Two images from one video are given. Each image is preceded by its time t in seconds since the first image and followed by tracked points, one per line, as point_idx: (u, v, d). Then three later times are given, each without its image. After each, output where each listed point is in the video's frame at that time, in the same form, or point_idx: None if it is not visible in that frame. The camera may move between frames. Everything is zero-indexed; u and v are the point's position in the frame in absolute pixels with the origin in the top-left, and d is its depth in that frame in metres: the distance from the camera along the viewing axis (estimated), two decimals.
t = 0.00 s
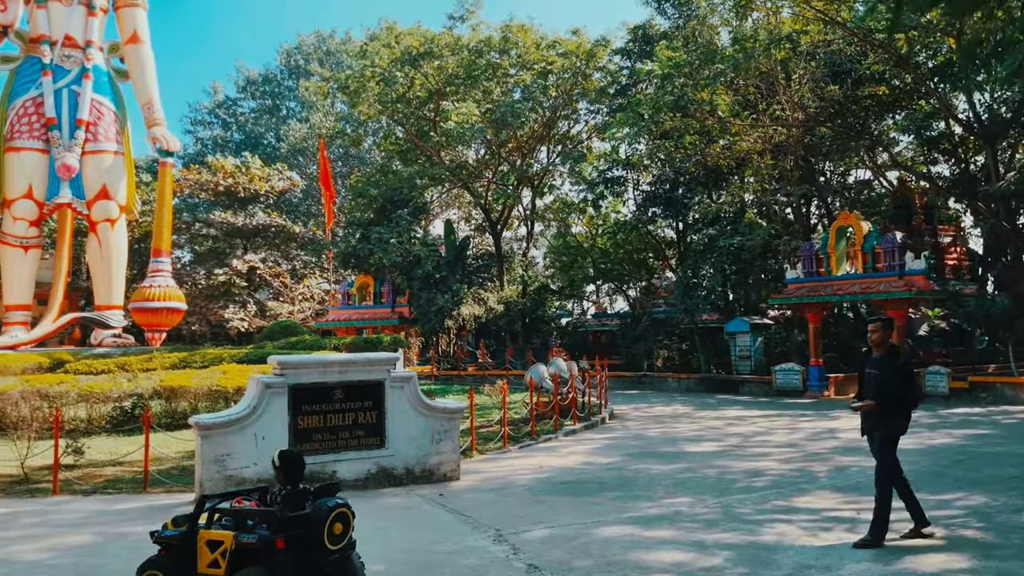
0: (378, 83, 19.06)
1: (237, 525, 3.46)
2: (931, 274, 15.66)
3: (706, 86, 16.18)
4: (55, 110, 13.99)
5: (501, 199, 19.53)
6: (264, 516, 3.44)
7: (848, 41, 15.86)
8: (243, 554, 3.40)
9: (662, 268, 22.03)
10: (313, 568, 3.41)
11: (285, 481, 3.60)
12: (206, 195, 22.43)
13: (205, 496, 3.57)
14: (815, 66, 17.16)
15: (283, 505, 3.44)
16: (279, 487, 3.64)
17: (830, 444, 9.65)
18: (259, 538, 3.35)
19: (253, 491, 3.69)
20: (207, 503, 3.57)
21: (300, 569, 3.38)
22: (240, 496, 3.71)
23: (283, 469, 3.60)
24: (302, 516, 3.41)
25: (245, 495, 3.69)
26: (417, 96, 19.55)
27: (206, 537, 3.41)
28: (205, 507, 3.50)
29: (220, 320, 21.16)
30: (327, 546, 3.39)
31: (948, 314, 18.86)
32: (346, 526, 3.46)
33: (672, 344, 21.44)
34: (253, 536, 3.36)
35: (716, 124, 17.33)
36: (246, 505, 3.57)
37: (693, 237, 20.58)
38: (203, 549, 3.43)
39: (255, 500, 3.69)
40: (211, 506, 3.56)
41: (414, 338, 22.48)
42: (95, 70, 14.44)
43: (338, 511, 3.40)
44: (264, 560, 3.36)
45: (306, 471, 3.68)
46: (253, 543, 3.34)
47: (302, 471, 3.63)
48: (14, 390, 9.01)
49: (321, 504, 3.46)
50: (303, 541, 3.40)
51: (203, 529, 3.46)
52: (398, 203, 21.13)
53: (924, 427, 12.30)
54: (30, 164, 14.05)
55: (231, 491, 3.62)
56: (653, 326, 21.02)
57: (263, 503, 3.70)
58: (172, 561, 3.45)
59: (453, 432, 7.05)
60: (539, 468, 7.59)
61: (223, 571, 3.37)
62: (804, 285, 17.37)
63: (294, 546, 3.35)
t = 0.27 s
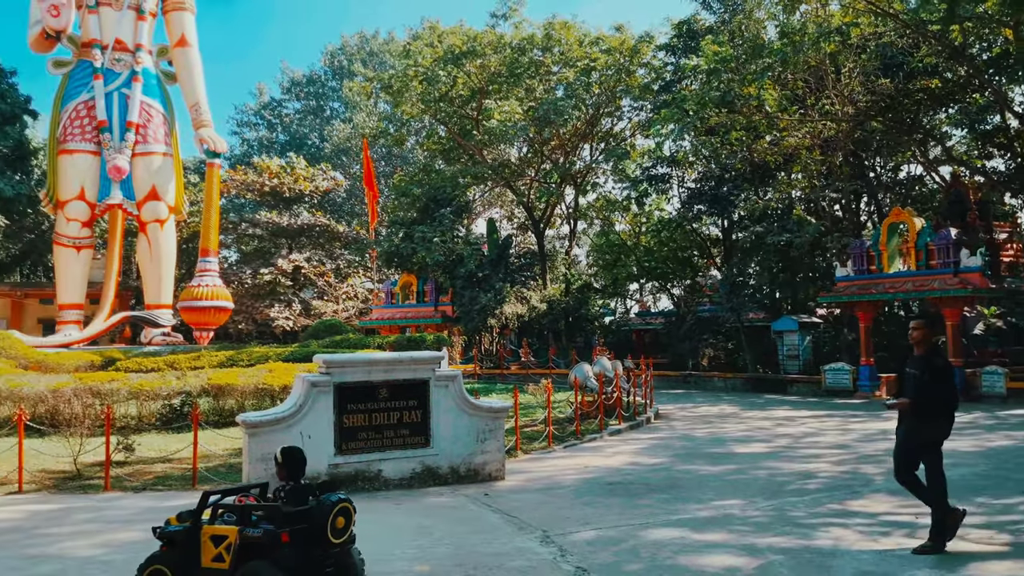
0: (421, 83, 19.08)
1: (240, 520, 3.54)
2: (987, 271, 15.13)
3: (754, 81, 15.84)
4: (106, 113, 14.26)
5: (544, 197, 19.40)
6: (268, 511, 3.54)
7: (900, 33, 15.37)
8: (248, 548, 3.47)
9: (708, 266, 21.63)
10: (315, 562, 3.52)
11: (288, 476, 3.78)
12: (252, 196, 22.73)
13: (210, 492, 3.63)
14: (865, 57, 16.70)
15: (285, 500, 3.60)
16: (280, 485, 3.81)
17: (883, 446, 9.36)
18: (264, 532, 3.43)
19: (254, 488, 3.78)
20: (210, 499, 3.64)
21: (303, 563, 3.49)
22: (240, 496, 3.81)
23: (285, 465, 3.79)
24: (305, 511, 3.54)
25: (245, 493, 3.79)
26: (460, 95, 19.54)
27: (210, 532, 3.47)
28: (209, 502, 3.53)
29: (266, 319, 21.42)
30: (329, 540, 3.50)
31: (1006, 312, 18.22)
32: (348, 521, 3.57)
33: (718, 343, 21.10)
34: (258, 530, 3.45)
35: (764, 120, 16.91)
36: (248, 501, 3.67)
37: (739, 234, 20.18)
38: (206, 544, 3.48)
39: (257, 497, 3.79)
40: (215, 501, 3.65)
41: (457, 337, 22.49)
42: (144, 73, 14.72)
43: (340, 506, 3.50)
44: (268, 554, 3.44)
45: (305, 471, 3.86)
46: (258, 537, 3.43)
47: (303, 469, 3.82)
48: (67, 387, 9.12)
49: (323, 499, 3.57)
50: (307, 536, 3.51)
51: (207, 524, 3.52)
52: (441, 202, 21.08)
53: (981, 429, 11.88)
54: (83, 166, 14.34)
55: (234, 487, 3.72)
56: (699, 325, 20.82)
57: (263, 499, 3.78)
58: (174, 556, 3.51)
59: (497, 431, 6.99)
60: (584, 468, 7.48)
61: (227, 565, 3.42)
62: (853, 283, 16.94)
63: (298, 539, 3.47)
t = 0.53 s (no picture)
0: (462, 82, 19.06)
1: (237, 520, 3.63)
2: None
3: (801, 75, 15.47)
4: (154, 116, 14.51)
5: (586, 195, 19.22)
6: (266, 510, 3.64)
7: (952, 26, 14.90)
8: (245, 546, 3.57)
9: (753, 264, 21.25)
10: (312, 561, 3.63)
11: (286, 475, 3.83)
12: (296, 196, 22.99)
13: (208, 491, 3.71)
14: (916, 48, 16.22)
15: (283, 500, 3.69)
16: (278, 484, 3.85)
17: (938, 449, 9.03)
18: (262, 531, 3.54)
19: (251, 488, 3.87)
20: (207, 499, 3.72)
21: (300, 562, 3.59)
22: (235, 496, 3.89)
23: (283, 465, 3.83)
24: (302, 510, 3.65)
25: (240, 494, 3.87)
26: (501, 94, 19.47)
27: (208, 531, 3.57)
28: (206, 502, 3.63)
29: (310, 319, 21.64)
30: (325, 538, 3.63)
31: None
32: (342, 520, 3.72)
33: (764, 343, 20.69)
34: (256, 529, 3.55)
35: (811, 115, 16.53)
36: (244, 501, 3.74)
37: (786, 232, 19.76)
38: (204, 542, 3.58)
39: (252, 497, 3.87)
40: (212, 501, 3.72)
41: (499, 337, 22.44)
42: (191, 76, 15.00)
43: (338, 505, 3.66)
44: (265, 552, 3.54)
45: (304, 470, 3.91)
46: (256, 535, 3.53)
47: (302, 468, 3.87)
48: (115, 386, 9.38)
49: (320, 499, 3.70)
50: (304, 535, 3.62)
51: (204, 523, 3.62)
52: (483, 201, 20.99)
53: None
54: (132, 169, 14.59)
55: (230, 488, 3.79)
56: (744, 325, 20.67)
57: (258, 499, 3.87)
58: (172, 554, 3.60)
59: (541, 432, 6.91)
60: (629, 470, 7.34)
61: (225, 563, 3.52)
62: (904, 282, 16.46)
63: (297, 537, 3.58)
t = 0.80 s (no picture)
0: (506, 81, 19.00)
1: (233, 522, 3.62)
2: None
3: (852, 69, 15.03)
4: (203, 118, 14.74)
5: (631, 194, 18.99)
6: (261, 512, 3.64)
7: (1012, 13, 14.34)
8: (240, 549, 3.57)
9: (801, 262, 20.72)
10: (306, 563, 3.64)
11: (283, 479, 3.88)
12: (341, 197, 23.23)
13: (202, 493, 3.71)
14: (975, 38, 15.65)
15: (278, 502, 3.71)
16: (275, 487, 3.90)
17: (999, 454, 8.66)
18: (258, 532, 3.54)
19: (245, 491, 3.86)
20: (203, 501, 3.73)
21: (295, 564, 3.60)
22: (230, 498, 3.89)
23: (281, 468, 3.88)
24: (297, 512, 3.66)
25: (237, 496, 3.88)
26: (545, 92, 19.32)
27: (205, 532, 3.57)
28: (202, 504, 3.64)
29: (355, 318, 21.84)
30: (320, 540, 3.65)
31: None
32: (337, 522, 3.74)
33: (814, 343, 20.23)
34: (251, 530, 3.55)
35: (863, 110, 16.06)
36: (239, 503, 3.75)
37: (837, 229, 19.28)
38: (200, 545, 3.57)
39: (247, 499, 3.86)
40: (209, 503, 3.71)
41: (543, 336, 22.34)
42: (238, 79, 15.23)
43: (333, 507, 3.69)
44: (260, 554, 3.55)
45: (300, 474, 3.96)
46: (250, 537, 3.53)
47: (298, 471, 3.91)
48: (163, 387, 9.60)
49: (315, 501, 3.72)
50: (299, 537, 3.63)
51: (200, 525, 3.62)
52: (526, 201, 20.92)
53: None
54: (182, 171, 14.84)
55: (226, 490, 3.79)
56: (792, 325, 20.32)
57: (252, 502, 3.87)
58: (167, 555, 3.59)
59: (585, 436, 6.82)
60: (675, 475, 7.19)
61: (220, 565, 3.52)
62: (962, 280, 15.91)
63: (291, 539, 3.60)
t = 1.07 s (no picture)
0: (542, 80, 18.95)
1: (223, 522, 3.73)
2: None
3: (896, 64, 14.63)
4: (241, 121, 14.98)
5: (668, 192, 18.76)
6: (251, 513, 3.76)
7: None
8: (231, 548, 3.68)
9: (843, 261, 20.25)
10: (296, 562, 3.74)
11: (274, 480, 3.93)
12: (378, 197, 23.39)
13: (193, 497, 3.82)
14: None
15: (268, 503, 3.80)
16: (266, 488, 3.96)
17: None
18: (247, 533, 3.64)
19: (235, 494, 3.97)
20: (194, 503, 3.86)
21: (285, 563, 3.71)
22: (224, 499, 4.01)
23: (274, 470, 3.94)
24: (286, 513, 3.75)
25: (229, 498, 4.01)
26: (581, 91, 19.16)
27: (196, 534, 3.70)
28: (193, 506, 3.79)
29: (392, 318, 21.94)
30: (308, 540, 3.75)
31: None
32: (325, 522, 3.83)
33: (857, 343, 19.82)
34: (241, 531, 3.65)
35: (908, 105, 15.67)
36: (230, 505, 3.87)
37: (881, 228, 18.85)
38: (191, 545, 3.70)
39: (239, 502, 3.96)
40: (199, 505, 3.85)
41: (580, 336, 22.23)
42: (276, 81, 15.37)
43: (320, 508, 3.77)
44: (250, 553, 3.65)
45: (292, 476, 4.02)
46: (240, 538, 3.63)
47: (290, 473, 3.97)
48: (201, 387, 9.76)
49: (304, 502, 3.80)
50: (288, 537, 3.73)
51: (192, 527, 3.75)
52: (562, 200, 20.81)
53: None
54: (221, 173, 15.06)
55: (218, 492, 3.92)
56: (834, 325, 19.92)
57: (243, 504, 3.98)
58: (160, 556, 3.74)
59: (622, 438, 6.73)
60: (714, 479, 7.06)
61: (211, 565, 3.64)
62: (1011, 279, 15.45)
63: (280, 539, 3.69)
